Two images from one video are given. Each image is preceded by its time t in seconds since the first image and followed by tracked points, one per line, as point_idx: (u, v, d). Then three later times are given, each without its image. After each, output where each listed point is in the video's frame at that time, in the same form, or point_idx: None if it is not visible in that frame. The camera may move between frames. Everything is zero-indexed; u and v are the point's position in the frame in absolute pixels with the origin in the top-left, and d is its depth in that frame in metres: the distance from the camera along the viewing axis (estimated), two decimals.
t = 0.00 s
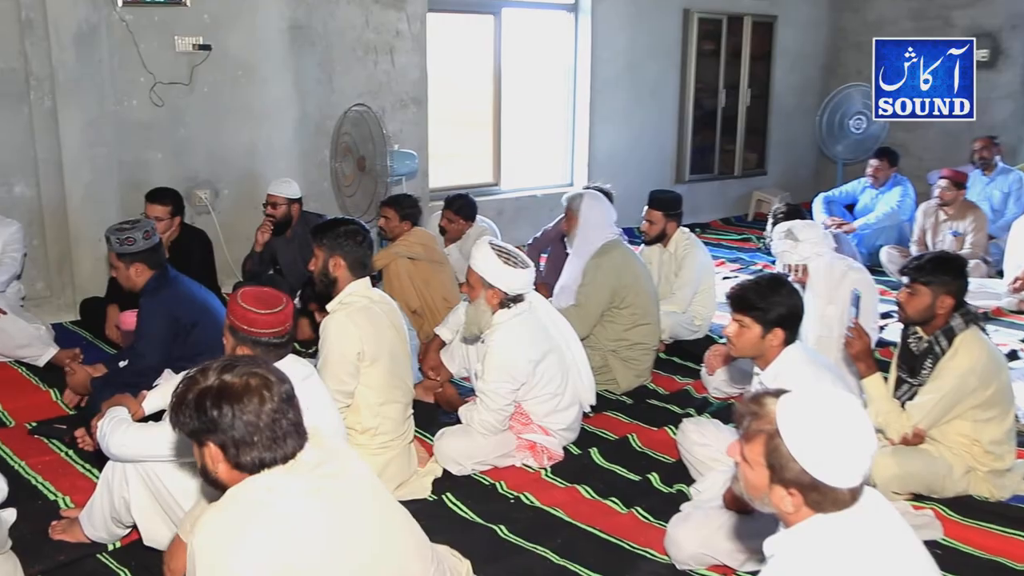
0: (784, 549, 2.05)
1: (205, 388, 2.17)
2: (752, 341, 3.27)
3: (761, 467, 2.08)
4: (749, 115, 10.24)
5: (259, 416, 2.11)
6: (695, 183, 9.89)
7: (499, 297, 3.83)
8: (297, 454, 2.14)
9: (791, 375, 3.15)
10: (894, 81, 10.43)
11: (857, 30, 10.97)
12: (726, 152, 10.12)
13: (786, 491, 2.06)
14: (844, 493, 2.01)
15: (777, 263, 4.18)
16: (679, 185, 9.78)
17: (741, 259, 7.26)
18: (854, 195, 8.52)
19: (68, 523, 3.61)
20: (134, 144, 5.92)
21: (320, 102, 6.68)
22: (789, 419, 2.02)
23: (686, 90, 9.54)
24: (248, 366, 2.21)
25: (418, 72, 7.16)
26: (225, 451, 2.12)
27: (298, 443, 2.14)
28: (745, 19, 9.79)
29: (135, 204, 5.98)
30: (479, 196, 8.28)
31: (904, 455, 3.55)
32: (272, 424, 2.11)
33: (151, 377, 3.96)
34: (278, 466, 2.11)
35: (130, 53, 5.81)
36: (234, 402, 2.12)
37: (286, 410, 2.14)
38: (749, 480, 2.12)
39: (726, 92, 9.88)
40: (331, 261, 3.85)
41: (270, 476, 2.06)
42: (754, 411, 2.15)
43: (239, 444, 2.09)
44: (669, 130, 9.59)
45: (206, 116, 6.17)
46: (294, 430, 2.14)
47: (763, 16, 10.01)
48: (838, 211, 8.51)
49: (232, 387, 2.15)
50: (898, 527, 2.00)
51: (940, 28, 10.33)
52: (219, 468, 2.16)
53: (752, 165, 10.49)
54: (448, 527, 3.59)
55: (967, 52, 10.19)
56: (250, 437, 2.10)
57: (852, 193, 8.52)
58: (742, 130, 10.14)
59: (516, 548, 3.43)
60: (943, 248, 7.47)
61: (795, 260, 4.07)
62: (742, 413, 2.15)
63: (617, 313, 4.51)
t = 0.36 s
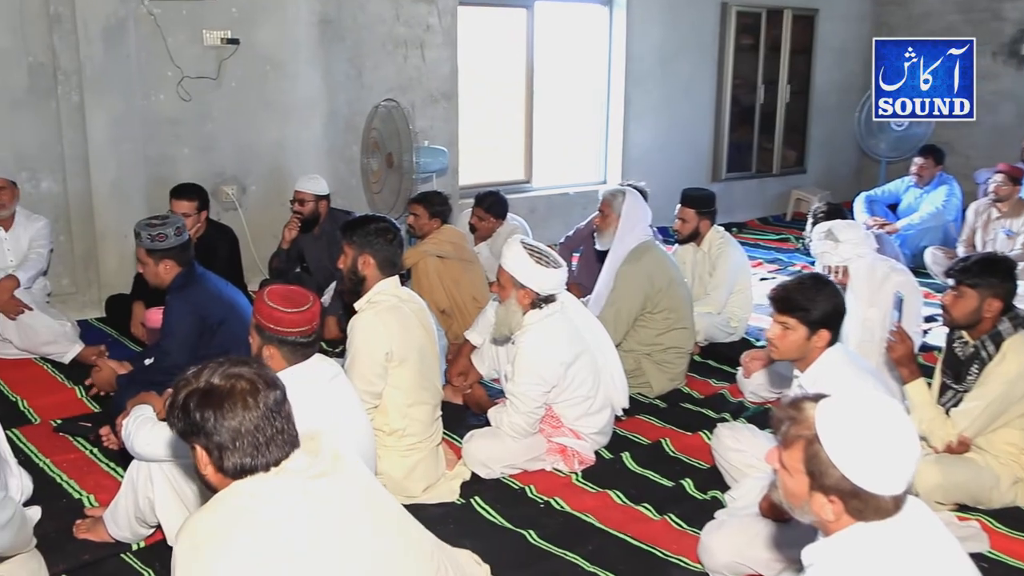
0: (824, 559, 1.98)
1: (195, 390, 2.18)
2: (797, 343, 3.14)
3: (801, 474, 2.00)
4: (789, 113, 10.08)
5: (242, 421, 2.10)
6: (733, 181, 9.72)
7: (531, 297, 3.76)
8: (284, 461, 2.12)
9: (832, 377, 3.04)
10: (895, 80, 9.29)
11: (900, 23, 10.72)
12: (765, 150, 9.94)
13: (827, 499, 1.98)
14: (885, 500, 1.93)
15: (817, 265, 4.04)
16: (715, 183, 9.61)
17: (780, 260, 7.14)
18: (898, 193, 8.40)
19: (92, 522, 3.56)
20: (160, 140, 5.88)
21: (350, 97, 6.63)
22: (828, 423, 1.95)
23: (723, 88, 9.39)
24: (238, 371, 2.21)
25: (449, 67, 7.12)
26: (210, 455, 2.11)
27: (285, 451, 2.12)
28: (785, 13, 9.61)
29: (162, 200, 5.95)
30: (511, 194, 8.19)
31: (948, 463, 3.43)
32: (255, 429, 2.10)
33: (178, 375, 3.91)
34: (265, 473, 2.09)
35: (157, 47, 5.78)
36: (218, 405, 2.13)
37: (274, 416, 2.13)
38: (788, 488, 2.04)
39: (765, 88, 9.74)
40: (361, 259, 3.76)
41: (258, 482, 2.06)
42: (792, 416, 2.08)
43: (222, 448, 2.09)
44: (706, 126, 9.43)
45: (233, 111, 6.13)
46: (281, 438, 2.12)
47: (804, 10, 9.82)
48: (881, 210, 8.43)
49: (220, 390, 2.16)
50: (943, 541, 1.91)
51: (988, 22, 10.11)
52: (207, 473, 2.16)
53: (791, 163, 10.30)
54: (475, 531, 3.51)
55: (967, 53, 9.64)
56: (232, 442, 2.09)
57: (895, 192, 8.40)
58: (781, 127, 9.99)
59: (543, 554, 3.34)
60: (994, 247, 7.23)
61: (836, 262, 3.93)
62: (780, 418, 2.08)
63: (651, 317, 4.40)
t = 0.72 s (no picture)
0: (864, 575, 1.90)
1: (219, 389, 2.10)
2: (856, 341, 2.99)
3: (844, 483, 1.92)
4: (831, 107, 9.82)
5: (265, 426, 2.02)
6: (772, 177, 9.47)
7: (563, 297, 3.67)
8: (306, 469, 2.01)
9: (881, 375, 2.86)
10: (896, 80, 9.69)
11: (949, 12, 10.37)
12: (806, 145, 9.68)
13: (871, 510, 1.90)
14: (935, 514, 1.86)
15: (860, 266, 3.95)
16: (754, 180, 9.38)
17: (821, 260, 6.96)
18: (946, 191, 8.16)
19: (110, 525, 3.47)
20: (182, 133, 5.80)
21: (377, 89, 6.52)
22: (874, 430, 1.90)
23: (762, 79, 9.14)
24: (266, 374, 2.13)
25: (478, 58, 6.97)
26: (230, 458, 2.03)
27: (308, 460, 2.02)
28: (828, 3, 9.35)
29: (183, 195, 5.87)
30: (541, 189, 8.07)
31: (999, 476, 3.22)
32: (277, 436, 2.01)
33: (198, 374, 3.81)
34: (286, 480, 1.99)
35: (180, 37, 5.70)
36: (241, 408, 2.04)
37: (299, 422, 2.04)
38: (831, 497, 1.96)
39: (808, 81, 9.48)
40: (387, 257, 3.65)
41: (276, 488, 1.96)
42: (835, 423, 2.00)
43: (244, 452, 2.01)
44: (744, 121, 9.18)
45: (256, 104, 6.04)
46: (303, 447, 2.02)
47: None
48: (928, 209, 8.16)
49: (245, 390, 2.07)
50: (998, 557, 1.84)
51: None
52: (226, 476, 2.08)
53: (834, 159, 10.02)
54: (501, 540, 3.38)
55: (968, 54, 9.64)
56: (253, 446, 2.00)
57: (944, 190, 8.17)
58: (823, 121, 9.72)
59: (571, 563, 3.21)
60: None
61: (881, 261, 3.85)
62: (823, 426, 2.00)
63: (684, 321, 4.26)
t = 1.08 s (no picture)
0: None
1: (264, 388, 2.11)
2: (929, 341, 2.88)
3: (890, 494, 1.82)
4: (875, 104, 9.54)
5: (310, 428, 2.04)
6: (816, 176, 9.07)
7: (597, 297, 3.55)
8: (347, 473, 2.04)
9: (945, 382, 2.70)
10: (895, 79, 8.73)
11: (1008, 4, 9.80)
12: (852, 142, 9.24)
13: (919, 523, 1.79)
14: (988, 527, 1.76)
15: (909, 268, 3.84)
16: (796, 178, 8.98)
17: (865, 262, 6.78)
18: (999, 189, 7.91)
19: (132, 527, 3.38)
20: (207, 127, 5.72)
21: (407, 83, 6.40)
22: (925, 439, 1.81)
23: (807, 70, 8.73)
24: (311, 374, 2.14)
25: (511, 51, 6.80)
26: (272, 459, 2.05)
27: (350, 465, 2.04)
28: None
29: (208, 190, 5.80)
30: (575, 186, 7.91)
31: None
32: (321, 439, 2.03)
33: (222, 374, 3.73)
34: (325, 484, 2.02)
35: (206, 30, 5.63)
36: (287, 408, 2.06)
37: (342, 425, 2.05)
38: (877, 509, 1.85)
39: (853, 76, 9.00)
40: (416, 255, 3.54)
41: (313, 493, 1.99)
42: (883, 431, 1.91)
43: (287, 455, 2.02)
44: (788, 115, 8.80)
45: (284, 98, 5.95)
46: (346, 451, 2.04)
47: None
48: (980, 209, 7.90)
49: (291, 391, 2.08)
50: None
51: None
52: (266, 476, 2.10)
53: (880, 156, 9.54)
54: (531, 548, 3.27)
55: (967, 53, 8.72)
56: (296, 448, 2.02)
57: (995, 188, 7.92)
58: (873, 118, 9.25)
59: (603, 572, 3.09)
60: None
61: (930, 264, 3.73)
62: (870, 433, 1.92)
63: (723, 324, 4.12)
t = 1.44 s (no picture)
0: None
1: (294, 388, 2.06)
2: (1000, 349, 2.74)
3: (943, 508, 1.71)
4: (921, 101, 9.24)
5: (339, 430, 1.98)
6: (863, 173, 8.51)
7: (632, 298, 3.41)
8: (378, 478, 1.98)
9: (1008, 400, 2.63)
10: (895, 79, 8.35)
11: None
12: (902, 138, 8.68)
13: (973, 540, 1.69)
14: None
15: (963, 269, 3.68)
16: (841, 175, 8.45)
17: (917, 264, 6.55)
18: None
19: (151, 531, 3.27)
20: (231, 121, 5.61)
21: (437, 75, 6.24)
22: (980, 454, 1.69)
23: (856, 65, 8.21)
24: (343, 374, 2.08)
25: (546, 43, 6.60)
26: (301, 462, 2.00)
27: (381, 470, 1.98)
28: None
29: (231, 186, 5.68)
30: (610, 184, 7.65)
31: None
32: (351, 442, 1.97)
33: (245, 376, 3.61)
34: (355, 489, 1.96)
35: (231, 19, 5.52)
36: (316, 409, 2.00)
37: (372, 428, 1.99)
38: (928, 523, 1.74)
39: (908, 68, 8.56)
40: (444, 255, 3.42)
41: (342, 499, 1.94)
42: (936, 440, 1.79)
43: (315, 457, 1.97)
44: (835, 110, 8.29)
45: (311, 90, 5.83)
46: (376, 456, 1.98)
47: None
48: None
49: (321, 391, 2.03)
50: None
51: None
52: (294, 479, 2.04)
53: (932, 153, 8.92)
54: (562, 559, 3.13)
55: (968, 52, 8.66)
56: (325, 451, 1.97)
57: None
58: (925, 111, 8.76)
59: None
60: None
61: (985, 267, 3.56)
62: (921, 441, 1.80)
63: (765, 326, 3.96)
